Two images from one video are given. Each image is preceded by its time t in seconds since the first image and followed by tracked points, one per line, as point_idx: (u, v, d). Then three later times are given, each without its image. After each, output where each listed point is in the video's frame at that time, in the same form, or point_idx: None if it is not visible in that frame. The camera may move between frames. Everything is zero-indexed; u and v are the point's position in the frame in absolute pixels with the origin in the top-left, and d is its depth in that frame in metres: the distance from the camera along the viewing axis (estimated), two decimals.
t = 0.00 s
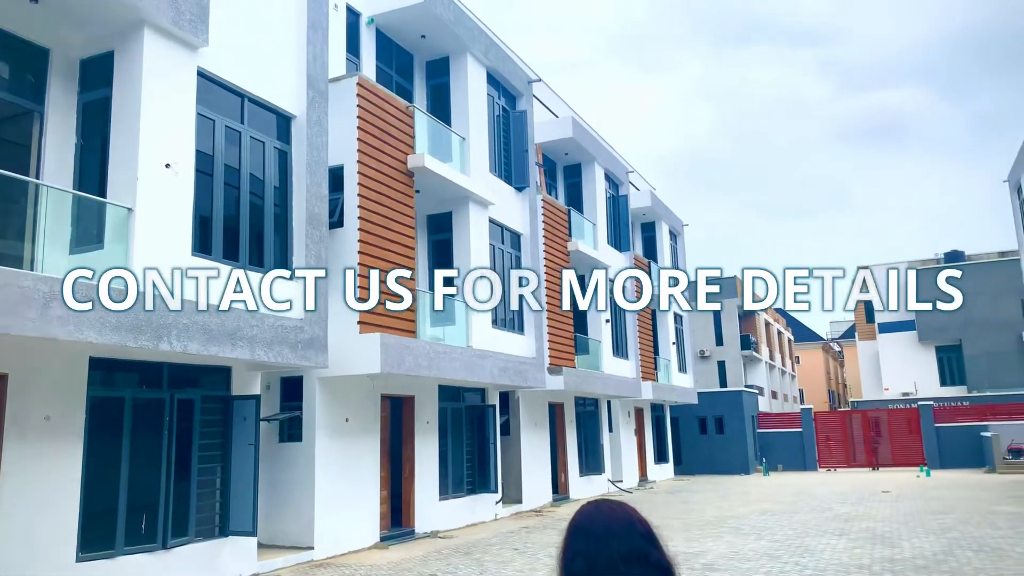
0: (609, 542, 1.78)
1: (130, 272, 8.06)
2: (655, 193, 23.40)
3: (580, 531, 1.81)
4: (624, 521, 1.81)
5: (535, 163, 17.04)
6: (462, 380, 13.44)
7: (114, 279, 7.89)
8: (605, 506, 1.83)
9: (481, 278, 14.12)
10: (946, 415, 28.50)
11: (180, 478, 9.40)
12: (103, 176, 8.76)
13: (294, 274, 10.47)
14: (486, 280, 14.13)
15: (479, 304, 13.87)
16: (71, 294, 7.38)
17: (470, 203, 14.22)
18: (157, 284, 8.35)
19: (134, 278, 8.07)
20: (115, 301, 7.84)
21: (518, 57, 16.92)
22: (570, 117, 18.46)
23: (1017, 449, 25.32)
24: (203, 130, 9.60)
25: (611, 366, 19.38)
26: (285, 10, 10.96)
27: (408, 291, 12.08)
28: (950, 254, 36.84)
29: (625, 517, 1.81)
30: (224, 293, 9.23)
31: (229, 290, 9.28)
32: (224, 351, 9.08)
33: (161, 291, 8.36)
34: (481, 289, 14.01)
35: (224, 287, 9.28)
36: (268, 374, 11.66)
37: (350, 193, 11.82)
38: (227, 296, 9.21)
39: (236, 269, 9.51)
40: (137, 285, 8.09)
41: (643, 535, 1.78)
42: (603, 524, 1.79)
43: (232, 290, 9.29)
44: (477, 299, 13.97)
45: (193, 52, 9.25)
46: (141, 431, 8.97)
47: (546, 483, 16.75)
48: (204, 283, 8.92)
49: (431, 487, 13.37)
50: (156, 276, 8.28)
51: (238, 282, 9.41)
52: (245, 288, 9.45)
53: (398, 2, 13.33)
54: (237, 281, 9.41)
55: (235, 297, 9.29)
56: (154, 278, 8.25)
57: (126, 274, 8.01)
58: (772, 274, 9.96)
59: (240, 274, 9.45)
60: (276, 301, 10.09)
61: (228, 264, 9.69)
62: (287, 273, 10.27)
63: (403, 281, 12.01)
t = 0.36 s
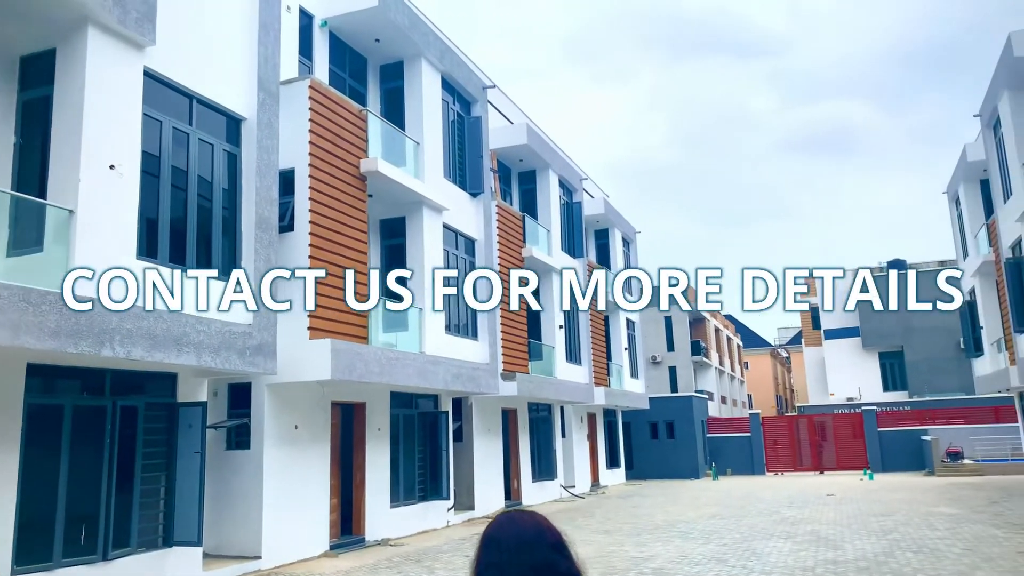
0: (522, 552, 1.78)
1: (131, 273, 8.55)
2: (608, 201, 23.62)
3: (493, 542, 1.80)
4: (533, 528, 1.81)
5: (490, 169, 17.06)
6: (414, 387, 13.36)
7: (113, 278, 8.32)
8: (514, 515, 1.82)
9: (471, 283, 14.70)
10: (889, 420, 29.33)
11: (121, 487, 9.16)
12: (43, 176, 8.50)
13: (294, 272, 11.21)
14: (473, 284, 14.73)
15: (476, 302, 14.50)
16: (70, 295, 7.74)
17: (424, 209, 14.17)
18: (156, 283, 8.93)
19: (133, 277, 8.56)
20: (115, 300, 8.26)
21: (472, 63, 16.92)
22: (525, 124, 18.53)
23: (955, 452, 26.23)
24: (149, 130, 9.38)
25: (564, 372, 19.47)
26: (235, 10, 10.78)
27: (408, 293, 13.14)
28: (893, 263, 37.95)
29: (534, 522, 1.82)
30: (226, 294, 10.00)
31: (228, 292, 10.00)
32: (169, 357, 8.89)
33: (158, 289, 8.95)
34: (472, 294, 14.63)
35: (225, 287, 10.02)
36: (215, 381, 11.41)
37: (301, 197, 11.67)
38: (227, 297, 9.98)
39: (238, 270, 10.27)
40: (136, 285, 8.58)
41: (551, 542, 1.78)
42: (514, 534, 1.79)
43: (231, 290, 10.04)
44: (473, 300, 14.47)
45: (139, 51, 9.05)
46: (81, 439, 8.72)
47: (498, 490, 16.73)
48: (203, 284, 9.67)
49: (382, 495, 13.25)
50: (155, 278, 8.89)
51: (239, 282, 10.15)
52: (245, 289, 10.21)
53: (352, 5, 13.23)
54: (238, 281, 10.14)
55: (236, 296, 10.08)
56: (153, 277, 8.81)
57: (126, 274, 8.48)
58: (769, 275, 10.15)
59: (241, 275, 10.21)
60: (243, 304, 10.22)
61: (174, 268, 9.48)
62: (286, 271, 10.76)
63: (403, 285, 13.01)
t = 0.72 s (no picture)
0: (426, 566, 1.76)
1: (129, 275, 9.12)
2: (569, 209, 23.75)
3: (400, 556, 1.78)
4: (439, 540, 1.79)
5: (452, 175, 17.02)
6: (372, 394, 13.26)
7: (112, 280, 8.88)
8: (421, 527, 1.81)
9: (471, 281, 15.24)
10: (841, 426, 29.84)
11: (69, 497, 8.92)
12: None
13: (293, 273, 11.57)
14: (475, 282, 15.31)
15: (477, 305, 15.56)
16: (70, 295, 8.20)
17: (383, 215, 14.09)
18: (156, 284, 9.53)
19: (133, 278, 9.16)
20: (112, 300, 8.83)
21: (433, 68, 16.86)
22: (487, 132, 18.56)
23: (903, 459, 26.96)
24: (102, 132, 9.18)
25: (524, 379, 19.48)
26: (193, 11, 10.63)
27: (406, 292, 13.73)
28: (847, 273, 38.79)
29: (441, 534, 1.81)
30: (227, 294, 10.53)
31: (229, 291, 10.55)
32: (121, 364, 8.71)
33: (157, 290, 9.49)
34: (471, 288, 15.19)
35: (225, 286, 10.51)
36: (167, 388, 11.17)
37: (258, 202, 11.53)
38: (228, 297, 10.49)
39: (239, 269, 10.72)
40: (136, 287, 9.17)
41: (457, 554, 1.78)
42: (420, 548, 1.77)
43: (231, 290, 10.54)
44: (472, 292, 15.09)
45: (93, 52, 8.87)
46: (27, 447, 8.48)
47: (456, 497, 16.65)
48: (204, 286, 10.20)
49: (338, 503, 13.11)
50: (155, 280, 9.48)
51: (238, 281, 10.59)
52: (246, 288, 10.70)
53: (313, 9, 13.13)
54: (237, 280, 10.60)
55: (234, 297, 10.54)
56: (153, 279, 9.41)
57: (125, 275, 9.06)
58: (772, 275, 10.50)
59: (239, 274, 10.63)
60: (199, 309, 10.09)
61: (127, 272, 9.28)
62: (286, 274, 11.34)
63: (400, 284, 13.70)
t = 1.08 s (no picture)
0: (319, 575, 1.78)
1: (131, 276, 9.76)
2: (526, 218, 23.83)
3: (298, 567, 1.82)
4: (336, 551, 1.81)
5: (408, 182, 16.94)
6: (323, 403, 13.10)
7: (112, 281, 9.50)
8: (318, 538, 1.82)
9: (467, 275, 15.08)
10: (790, 436, 30.39)
11: (4, 508, 8.61)
12: None
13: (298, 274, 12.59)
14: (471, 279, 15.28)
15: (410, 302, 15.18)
16: (70, 295, 8.82)
17: (338, 221, 13.96)
18: (156, 283, 10.03)
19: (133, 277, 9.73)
20: (115, 301, 9.48)
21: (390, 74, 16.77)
22: (444, 140, 18.54)
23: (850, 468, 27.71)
24: (47, 131, 8.91)
25: (478, 388, 19.42)
26: (144, 11, 10.41)
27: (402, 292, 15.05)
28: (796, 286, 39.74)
29: (338, 546, 1.82)
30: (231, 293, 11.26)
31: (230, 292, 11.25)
32: (62, 370, 8.46)
33: (159, 289, 10.05)
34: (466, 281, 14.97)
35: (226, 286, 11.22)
36: (111, 395, 10.81)
37: (208, 206, 11.32)
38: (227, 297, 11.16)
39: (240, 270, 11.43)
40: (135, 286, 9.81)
41: (351, 566, 1.78)
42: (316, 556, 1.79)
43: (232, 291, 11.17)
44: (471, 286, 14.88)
45: (38, 49, 8.63)
46: None
47: (408, 507, 16.52)
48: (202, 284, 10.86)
49: (287, 513, 12.90)
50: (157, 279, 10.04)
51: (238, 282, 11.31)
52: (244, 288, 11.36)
53: (269, 12, 12.98)
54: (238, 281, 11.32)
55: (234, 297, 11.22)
56: (154, 277, 9.92)
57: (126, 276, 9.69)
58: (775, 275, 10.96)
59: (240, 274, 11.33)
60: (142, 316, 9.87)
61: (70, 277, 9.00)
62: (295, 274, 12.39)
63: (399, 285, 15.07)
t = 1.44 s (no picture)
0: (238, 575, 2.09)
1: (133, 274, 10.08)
2: (489, 224, 23.84)
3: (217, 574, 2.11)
4: (254, 557, 2.13)
5: (369, 186, 16.85)
6: (280, 409, 12.92)
7: (113, 280, 9.84)
8: (237, 546, 2.13)
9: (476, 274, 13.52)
10: (747, 444, 30.76)
11: None
12: None
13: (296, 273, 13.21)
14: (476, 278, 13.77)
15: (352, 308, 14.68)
16: (71, 297, 9.31)
17: (298, 224, 13.83)
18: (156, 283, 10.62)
19: (134, 276, 10.14)
20: (115, 299, 9.91)
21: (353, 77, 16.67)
22: (407, 145, 18.47)
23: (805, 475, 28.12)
24: None
25: (439, 395, 19.33)
26: (100, 9, 10.22)
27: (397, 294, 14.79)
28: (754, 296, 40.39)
29: (256, 552, 2.13)
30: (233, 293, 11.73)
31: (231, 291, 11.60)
32: (8, 374, 8.23)
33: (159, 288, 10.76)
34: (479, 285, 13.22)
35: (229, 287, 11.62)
36: (60, 399, 10.50)
37: (165, 208, 11.12)
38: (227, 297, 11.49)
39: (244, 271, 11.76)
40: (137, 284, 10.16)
41: (268, 570, 2.10)
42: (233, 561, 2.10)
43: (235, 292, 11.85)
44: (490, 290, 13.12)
45: None
46: None
47: (366, 514, 16.39)
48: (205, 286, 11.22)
49: (241, 521, 12.69)
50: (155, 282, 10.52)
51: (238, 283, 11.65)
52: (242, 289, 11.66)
53: (230, 12, 12.83)
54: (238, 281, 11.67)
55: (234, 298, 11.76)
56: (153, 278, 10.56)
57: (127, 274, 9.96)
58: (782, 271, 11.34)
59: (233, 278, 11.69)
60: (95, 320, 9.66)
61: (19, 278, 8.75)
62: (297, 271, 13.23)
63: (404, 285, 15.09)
